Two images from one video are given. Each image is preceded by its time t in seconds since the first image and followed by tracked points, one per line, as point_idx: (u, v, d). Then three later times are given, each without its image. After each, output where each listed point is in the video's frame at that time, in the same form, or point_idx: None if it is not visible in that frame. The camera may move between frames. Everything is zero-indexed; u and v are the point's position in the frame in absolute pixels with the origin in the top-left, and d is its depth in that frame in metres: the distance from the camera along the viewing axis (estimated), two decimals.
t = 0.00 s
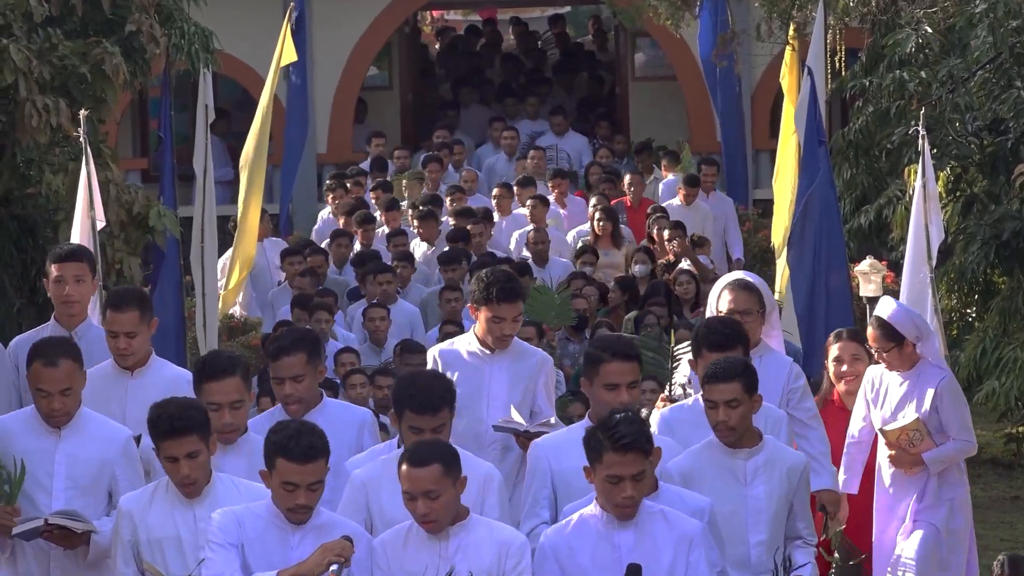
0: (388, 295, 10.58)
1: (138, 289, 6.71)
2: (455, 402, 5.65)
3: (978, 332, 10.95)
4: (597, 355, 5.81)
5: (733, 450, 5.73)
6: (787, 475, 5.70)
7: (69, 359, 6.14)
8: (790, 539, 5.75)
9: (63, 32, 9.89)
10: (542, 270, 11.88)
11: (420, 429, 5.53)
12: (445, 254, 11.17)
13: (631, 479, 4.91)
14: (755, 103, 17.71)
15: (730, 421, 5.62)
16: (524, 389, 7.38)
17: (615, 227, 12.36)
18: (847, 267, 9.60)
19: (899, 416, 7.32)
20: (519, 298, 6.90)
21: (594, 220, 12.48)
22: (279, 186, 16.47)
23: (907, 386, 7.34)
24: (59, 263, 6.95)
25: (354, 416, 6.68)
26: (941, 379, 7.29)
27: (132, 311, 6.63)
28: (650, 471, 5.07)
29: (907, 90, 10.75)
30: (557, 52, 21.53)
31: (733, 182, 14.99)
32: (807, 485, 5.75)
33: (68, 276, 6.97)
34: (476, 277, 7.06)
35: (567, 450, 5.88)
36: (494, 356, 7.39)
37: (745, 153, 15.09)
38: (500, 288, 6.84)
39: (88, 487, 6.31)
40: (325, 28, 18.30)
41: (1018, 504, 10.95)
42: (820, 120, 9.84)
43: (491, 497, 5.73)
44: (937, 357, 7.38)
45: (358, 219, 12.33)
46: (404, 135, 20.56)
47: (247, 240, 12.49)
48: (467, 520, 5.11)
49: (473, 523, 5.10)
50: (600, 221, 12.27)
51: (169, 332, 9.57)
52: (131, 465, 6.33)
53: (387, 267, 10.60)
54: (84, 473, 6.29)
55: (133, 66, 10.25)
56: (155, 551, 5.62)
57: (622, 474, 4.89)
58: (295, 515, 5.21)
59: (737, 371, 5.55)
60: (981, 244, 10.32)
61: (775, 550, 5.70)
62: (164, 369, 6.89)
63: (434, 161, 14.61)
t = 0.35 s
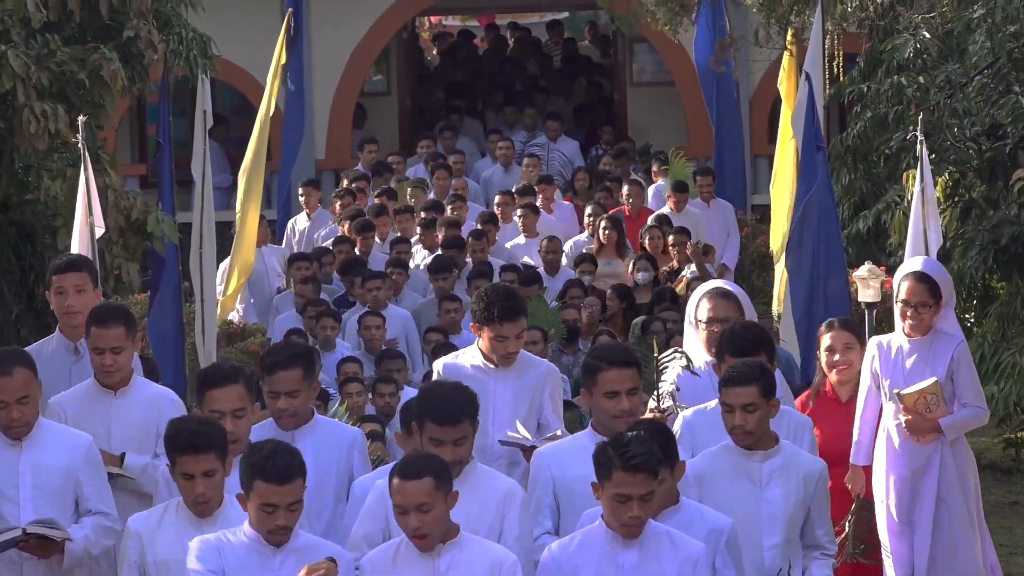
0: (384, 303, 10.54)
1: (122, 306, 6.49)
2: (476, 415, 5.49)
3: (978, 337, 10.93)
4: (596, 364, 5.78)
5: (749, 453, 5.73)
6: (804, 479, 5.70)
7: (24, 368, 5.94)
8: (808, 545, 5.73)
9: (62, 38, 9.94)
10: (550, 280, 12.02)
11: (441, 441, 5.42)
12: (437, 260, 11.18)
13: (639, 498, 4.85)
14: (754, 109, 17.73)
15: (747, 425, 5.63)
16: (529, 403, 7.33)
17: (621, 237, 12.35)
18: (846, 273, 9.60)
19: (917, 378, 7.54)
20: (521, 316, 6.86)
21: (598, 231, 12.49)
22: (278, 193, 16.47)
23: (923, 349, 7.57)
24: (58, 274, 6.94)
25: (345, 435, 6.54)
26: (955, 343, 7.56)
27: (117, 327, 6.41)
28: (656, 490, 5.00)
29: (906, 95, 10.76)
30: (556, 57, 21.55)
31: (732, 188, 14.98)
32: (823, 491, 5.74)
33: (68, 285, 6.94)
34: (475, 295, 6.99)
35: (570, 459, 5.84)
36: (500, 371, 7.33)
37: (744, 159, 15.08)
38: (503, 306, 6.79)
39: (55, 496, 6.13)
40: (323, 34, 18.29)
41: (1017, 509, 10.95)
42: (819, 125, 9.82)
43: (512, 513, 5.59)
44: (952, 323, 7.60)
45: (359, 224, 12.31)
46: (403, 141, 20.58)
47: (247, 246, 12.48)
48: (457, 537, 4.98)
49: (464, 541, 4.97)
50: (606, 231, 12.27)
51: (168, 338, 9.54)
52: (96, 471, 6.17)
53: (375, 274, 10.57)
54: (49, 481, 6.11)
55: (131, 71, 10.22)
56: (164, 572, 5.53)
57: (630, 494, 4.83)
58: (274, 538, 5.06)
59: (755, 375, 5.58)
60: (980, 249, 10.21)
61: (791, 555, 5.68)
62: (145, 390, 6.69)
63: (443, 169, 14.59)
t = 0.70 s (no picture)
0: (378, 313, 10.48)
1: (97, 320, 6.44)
2: (473, 432, 5.41)
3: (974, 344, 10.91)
4: (571, 387, 5.76)
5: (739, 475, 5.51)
6: (803, 501, 5.48)
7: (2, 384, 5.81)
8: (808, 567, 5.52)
9: (59, 44, 9.93)
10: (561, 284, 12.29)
11: (439, 458, 5.29)
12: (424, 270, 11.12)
13: (674, 514, 4.76)
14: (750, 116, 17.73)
15: (741, 449, 5.43)
16: (511, 418, 6.92)
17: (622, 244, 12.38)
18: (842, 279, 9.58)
19: (923, 398, 7.33)
20: (496, 328, 6.61)
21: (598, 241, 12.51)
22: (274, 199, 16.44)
23: (927, 368, 7.38)
24: (40, 293, 6.95)
25: (350, 457, 6.42)
26: (959, 364, 7.38)
27: (92, 342, 6.37)
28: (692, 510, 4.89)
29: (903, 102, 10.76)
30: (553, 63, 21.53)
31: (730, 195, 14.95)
32: (823, 512, 5.53)
33: (50, 304, 6.93)
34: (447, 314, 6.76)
35: (549, 484, 5.81)
36: (477, 387, 6.87)
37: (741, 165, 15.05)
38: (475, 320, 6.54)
39: (27, 514, 5.97)
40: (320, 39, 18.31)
41: (1014, 516, 10.93)
42: (816, 132, 9.83)
43: (513, 530, 5.53)
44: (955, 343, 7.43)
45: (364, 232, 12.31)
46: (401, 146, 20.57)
47: (243, 252, 12.44)
48: (474, 559, 4.92)
49: (482, 563, 4.91)
50: (606, 238, 12.30)
51: (164, 343, 9.56)
52: (71, 488, 6.04)
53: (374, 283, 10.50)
54: (23, 499, 5.96)
55: (127, 78, 10.20)
56: None
57: (666, 509, 4.74)
58: (249, 549, 4.95)
59: (750, 399, 5.39)
60: (976, 255, 10.20)
61: None
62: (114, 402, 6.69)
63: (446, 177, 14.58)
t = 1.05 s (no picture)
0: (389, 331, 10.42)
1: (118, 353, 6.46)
2: (457, 458, 5.29)
3: (979, 361, 10.86)
4: (551, 406, 5.64)
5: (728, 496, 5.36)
6: (790, 523, 5.34)
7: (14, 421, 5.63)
8: None
9: (64, 61, 9.92)
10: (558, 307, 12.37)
11: (422, 487, 5.18)
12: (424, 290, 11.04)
13: (699, 538, 4.65)
14: (754, 131, 17.75)
15: (727, 473, 5.29)
16: (512, 446, 6.79)
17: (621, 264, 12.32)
18: (848, 297, 9.55)
19: (932, 409, 7.23)
20: (498, 357, 6.46)
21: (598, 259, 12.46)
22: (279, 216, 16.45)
23: (934, 380, 7.28)
24: (45, 314, 6.96)
25: (352, 479, 6.36)
26: (965, 374, 7.29)
27: (117, 378, 6.39)
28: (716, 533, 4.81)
29: (908, 119, 10.75)
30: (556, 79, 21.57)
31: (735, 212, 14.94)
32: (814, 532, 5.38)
33: (57, 325, 6.97)
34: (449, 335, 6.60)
35: (536, 506, 5.67)
36: (476, 414, 6.76)
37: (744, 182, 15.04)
38: (479, 347, 6.38)
39: (34, 553, 5.80)
40: (325, 56, 18.31)
41: (1019, 534, 10.91)
42: (821, 149, 9.82)
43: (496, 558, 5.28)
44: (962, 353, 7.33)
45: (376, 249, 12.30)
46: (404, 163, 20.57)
47: (248, 270, 12.47)
48: None
49: None
50: (605, 259, 12.25)
51: (169, 360, 9.53)
52: (79, 527, 5.88)
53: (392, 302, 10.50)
54: (30, 538, 5.78)
55: (132, 95, 10.22)
56: None
57: (691, 532, 4.64)
58: None
59: (734, 420, 5.28)
60: (981, 272, 10.10)
61: None
62: (130, 437, 6.68)
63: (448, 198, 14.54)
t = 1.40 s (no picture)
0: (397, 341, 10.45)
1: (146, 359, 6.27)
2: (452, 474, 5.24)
3: (984, 368, 10.78)
4: (564, 428, 5.63)
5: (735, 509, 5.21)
6: (790, 544, 5.22)
7: (18, 432, 5.64)
8: None
9: (68, 69, 9.91)
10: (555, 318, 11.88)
11: (420, 503, 5.13)
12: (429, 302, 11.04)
13: (697, 565, 4.63)
14: (758, 140, 17.75)
15: (728, 495, 5.19)
16: (529, 467, 6.60)
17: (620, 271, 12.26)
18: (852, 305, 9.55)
19: (950, 431, 7.16)
20: (527, 373, 6.25)
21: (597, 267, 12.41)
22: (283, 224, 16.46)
23: (950, 400, 7.21)
24: (67, 328, 6.78)
25: (333, 496, 6.19)
26: (981, 398, 7.26)
27: (143, 385, 6.21)
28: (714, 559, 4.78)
29: (912, 127, 10.67)
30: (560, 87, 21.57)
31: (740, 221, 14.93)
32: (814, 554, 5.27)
33: (76, 340, 6.78)
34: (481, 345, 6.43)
35: (548, 529, 5.52)
36: (497, 429, 6.61)
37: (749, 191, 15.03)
38: (507, 364, 6.20)
39: (41, 564, 5.65)
40: (329, 64, 18.32)
41: None
42: (825, 158, 9.80)
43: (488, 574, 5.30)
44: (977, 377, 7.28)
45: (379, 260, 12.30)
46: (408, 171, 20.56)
47: (252, 278, 12.47)
48: None
49: None
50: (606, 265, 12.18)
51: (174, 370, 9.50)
52: (88, 539, 5.73)
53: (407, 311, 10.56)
54: (38, 549, 5.65)
55: (137, 103, 10.24)
56: None
57: (689, 560, 4.61)
58: None
59: (735, 441, 5.19)
60: (985, 281, 10.05)
61: None
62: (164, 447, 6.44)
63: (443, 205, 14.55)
